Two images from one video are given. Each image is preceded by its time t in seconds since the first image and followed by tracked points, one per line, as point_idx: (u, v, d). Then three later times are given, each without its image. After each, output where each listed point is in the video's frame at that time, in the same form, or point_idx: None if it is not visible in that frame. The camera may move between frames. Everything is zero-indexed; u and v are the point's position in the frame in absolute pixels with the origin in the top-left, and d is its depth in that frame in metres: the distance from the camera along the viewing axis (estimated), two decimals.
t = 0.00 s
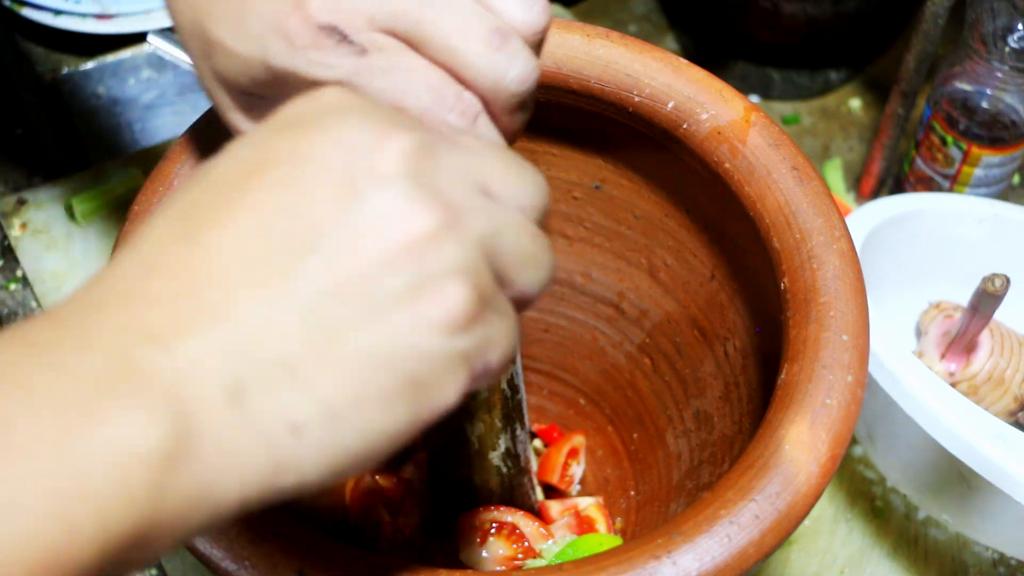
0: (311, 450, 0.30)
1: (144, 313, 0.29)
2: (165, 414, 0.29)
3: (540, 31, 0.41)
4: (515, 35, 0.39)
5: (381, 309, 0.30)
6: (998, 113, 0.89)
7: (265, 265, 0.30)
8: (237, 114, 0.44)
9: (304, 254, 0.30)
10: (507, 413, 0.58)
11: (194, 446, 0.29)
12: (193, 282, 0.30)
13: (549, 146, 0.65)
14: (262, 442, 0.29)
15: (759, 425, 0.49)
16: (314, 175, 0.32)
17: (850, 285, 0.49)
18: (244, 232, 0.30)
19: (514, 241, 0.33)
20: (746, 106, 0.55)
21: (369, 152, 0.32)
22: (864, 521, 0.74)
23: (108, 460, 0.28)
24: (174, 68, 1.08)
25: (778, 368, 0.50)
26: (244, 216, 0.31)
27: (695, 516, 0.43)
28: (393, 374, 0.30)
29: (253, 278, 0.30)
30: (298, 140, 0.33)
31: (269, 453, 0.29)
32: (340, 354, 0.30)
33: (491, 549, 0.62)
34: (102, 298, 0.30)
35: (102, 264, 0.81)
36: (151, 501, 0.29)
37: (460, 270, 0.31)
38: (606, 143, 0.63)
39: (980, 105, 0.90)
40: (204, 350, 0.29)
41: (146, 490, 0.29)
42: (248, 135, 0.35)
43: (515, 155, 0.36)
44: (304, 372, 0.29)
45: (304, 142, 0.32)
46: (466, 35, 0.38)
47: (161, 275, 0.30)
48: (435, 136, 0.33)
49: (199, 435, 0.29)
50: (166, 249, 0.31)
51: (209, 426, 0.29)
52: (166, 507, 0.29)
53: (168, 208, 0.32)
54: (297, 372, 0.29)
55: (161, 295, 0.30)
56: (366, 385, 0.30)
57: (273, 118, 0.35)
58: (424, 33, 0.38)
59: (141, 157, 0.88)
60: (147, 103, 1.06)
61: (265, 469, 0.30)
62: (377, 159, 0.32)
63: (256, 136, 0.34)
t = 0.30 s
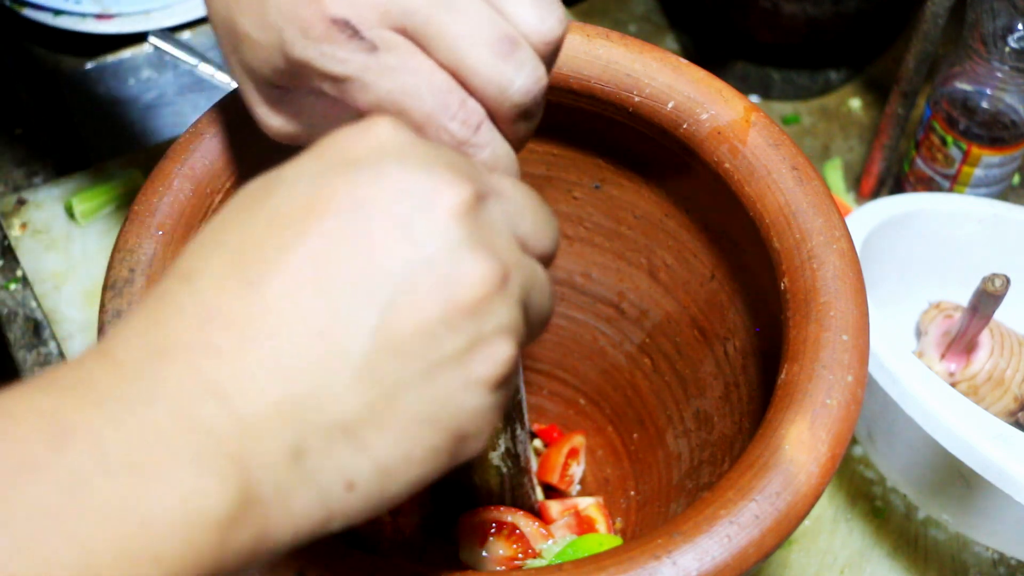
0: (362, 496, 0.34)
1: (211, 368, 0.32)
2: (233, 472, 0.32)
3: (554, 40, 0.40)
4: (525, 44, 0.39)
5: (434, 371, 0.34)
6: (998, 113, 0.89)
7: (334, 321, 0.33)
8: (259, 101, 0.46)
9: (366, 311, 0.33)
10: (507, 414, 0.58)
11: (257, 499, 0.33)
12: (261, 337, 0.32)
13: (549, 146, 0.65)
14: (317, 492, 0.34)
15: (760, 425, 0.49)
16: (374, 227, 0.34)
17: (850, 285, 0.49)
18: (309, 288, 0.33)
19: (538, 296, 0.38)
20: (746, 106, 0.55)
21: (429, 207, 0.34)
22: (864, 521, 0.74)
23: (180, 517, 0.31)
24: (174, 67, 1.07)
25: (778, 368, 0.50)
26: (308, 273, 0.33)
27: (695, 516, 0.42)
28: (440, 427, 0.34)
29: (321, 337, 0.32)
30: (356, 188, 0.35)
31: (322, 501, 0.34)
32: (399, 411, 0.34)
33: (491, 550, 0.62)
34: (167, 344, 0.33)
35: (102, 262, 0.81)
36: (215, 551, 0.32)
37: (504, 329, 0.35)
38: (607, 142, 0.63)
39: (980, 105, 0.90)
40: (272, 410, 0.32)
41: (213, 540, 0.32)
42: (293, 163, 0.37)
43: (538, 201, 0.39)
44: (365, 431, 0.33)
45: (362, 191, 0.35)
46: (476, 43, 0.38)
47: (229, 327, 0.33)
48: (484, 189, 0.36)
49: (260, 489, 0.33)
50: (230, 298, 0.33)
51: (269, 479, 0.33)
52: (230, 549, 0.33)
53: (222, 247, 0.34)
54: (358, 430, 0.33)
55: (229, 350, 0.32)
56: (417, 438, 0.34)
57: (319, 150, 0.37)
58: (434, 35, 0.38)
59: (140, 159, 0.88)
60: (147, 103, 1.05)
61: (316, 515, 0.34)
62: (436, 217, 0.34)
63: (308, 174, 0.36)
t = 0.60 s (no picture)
0: (340, 457, 0.35)
1: (209, 310, 0.33)
2: (221, 411, 0.33)
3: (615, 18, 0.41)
4: (590, 32, 0.40)
5: (428, 343, 0.35)
6: (998, 113, 0.89)
7: (336, 287, 0.34)
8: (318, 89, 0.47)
9: (367, 280, 0.34)
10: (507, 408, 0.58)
11: (241, 442, 0.34)
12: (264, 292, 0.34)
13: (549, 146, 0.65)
14: (296, 444, 0.34)
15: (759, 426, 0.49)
16: (388, 207, 0.36)
17: (850, 285, 0.49)
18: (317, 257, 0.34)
19: (558, 292, 0.39)
20: (746, 106, 0.55)
21: (446, 197, 0.36)
22: (864, 521, 0.74)
23: (163, 454, 0.32)
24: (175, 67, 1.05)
25: (778, 368, 0.50)
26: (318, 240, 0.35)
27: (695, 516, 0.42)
28: (430, 402, 0.35)
29: (324, 301, 0.34)
30: (377, 169, 0.37)
31: (301, 454, 0.34)
32: (388, 378, 0.34)
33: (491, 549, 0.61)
34: (167, 288, 0.34)
35: (102, 263, 0.81)
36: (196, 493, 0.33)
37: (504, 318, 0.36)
38: (606, 143, 0.63)
39: (980, 105, 0.90)
40: (267, 354, 0.33)
41: (194, 481, 0.33)
42: (320, 141, 0.39)
43: (592, 192, 0.41)
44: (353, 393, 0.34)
45: (381, 174, 0.37)
46: (541, 45, 0.40)
47: (234, 275, 0.34)
48: (506, 184, 0.38)
49: (246, 433, 0.34)
50: (239, 247, 0.34)
51: (257, 426, 0.34)
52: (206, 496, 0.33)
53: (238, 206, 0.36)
54: (345, 392, 0.34)
55: (230, 292, 0.34)
56: (402, 409, 0.35)
57: (355, 131, 0.39)
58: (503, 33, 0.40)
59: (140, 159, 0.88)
60: (148, 103, 1.03)
61: (294, 467, 0.35)
62: (447, 206, 0.36)
63: (334, 152, 0.38)
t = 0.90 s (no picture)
0: (314, 456, 0.32)
1: (160, 310, 0.31)
2: (173, 415, 0.31)
3: (565, 60, 0.42)
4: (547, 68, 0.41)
5: (399, 326, 0.33)
6: (997, 113, 0.89)
7: (293, 271, 0.32)
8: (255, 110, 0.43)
9: (325, 268, 0.32)
10: (507, 412, 0.59)
11: (200, 447, 0.31)
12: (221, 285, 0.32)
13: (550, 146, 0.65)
14: (266, 445, 0.32)
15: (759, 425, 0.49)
16: (349, 190, 0.33)
17: (850, 285, 0.49)
18: (275, 247, 0.32)
19: (521, 285, 0.36)
20: (746, 106, 0.55)
21: (407, 176, 0.33)
22: (864, 522, 0.74)
23: (112, 462, 0.30)
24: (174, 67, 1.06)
25: (778, 369, 0.50)
26: (275, 230, 0.32)
27: (695, 516, 0.42)
28: (403, 391, 0.33)
29: (285, 292, 0.32)
30: (337, 151, 0.34)
31: (271, 455, 0.32)
32: (356, 371, 0.32)
33: (491, 550, 0.61)
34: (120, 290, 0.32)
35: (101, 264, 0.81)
36: (150, 502, 0.30)
37: (474, 301, 0.33)
38: (606, 144, 0.63)
39: (980, 105, 0.90)
40: (223, 354, 0.31)
41: (146, 487, 0.30)
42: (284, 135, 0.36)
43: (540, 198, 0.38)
44: (322, 383, 0.32)
45: (342, 157, 0.34)
46: (506, 72, 0.39)
47: (189, 271, 0.32)
48: (469, 166, 0.35)
49: (203, 438, 0.31)
50: (194, 246, 0.32)
51: (218, 427, 0.31)
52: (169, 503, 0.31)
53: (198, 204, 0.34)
54: (314, 383, 0.32)
55: (184, 291, 0.31)
56: (376, 400, 0.32)
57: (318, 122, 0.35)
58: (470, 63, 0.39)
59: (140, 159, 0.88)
60: (147, 103, 1.05)
61: (265, 469, 0.32)
62: (410, 186, 0.33)
63: (294, 143, 0.35)
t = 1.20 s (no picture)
0: (289, 473, 0.30)
1: (112, 338, 0.28)
2: (139, 450, 0.28)
3: (519, 25, 0.37)
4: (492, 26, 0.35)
5: (354, 327, 0.30)
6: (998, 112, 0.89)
7: (233, 280, 0.29)
8: (203, 79, 0.42)
9: (271, 272, 0.29)
10: (507, 413, 0.58)
11: (170, 480, 0.29)
12: (170, 307, 0.29)
13: (550, 146, 0.66)
14: (238, 468, 0.29)
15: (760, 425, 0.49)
16: (288, 186, 0.30)
17: (851, 285, 0.49)
18: (218, 258, 0.29)
19: (475, 263, 0.33)
20: (746, 106, 0.55)
21: (342, 162, 0.30)
22: (864, 522, 0.74)
23: (79, 499, 0.28)
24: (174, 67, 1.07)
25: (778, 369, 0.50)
26: (213, 238, 0.29)
27: (695, 516, 0.43)
28: (367, 393, 0.30)
29: (234, 303, 0.29)
30: (270, 147, 0.31)
31: (246, 478, 0.30)
32: (317, 376, 0.29)
33: (491, 550, 0.61)
34: (71, 317, 0.29)
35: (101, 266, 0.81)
36: (123, 539, 0.29)
37: (431, 288, 0.31)
38: (606, 143, 0.63)
39: (980, 105, 0.90)
40: (179, 381, 0.28)
41: (117, 525, 0.28)
42: (216, 135, 0.33)
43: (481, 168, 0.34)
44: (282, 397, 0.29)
45: (275, 151, 0.31)
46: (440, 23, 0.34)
47: (135, 294, 0.29)
48: (406, 144, 0.31)
49: (171, 471, 0.29)
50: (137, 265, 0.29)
51: (183, 454, 0.29)
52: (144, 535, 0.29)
53: (139, 218, 0.31)
54: (276, 397, 0.29)
55: (132, 314, 0.29)
56: (342, 407, 0.30)
57: (244, 113, 0.33)
58: (402, 22, 0.34)
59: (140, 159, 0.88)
60: (147, 103, 1.05)
61: (240, 490, 0.30)
62: (348, 175, 0.30)
63: (226, 141, 0.32)
